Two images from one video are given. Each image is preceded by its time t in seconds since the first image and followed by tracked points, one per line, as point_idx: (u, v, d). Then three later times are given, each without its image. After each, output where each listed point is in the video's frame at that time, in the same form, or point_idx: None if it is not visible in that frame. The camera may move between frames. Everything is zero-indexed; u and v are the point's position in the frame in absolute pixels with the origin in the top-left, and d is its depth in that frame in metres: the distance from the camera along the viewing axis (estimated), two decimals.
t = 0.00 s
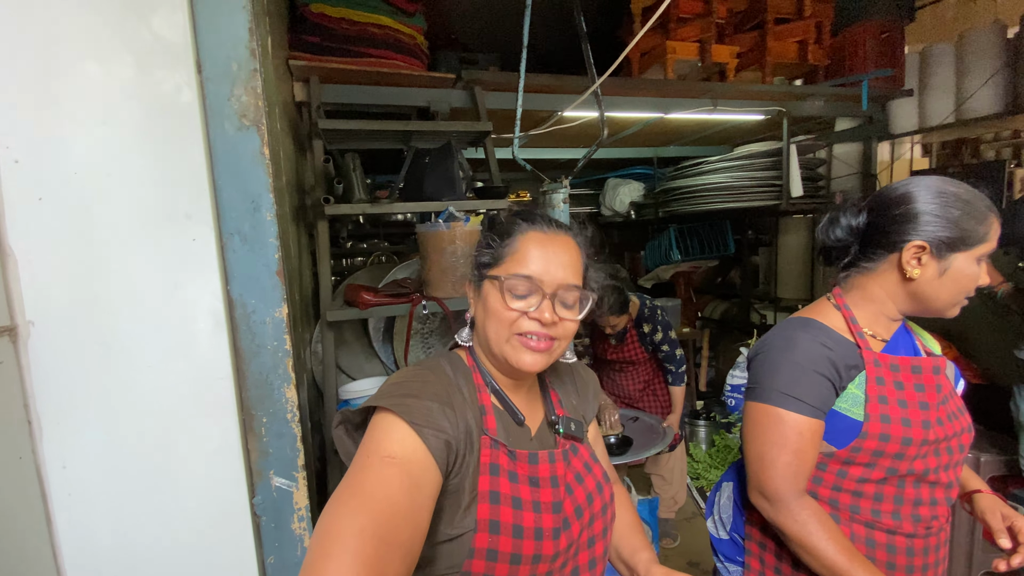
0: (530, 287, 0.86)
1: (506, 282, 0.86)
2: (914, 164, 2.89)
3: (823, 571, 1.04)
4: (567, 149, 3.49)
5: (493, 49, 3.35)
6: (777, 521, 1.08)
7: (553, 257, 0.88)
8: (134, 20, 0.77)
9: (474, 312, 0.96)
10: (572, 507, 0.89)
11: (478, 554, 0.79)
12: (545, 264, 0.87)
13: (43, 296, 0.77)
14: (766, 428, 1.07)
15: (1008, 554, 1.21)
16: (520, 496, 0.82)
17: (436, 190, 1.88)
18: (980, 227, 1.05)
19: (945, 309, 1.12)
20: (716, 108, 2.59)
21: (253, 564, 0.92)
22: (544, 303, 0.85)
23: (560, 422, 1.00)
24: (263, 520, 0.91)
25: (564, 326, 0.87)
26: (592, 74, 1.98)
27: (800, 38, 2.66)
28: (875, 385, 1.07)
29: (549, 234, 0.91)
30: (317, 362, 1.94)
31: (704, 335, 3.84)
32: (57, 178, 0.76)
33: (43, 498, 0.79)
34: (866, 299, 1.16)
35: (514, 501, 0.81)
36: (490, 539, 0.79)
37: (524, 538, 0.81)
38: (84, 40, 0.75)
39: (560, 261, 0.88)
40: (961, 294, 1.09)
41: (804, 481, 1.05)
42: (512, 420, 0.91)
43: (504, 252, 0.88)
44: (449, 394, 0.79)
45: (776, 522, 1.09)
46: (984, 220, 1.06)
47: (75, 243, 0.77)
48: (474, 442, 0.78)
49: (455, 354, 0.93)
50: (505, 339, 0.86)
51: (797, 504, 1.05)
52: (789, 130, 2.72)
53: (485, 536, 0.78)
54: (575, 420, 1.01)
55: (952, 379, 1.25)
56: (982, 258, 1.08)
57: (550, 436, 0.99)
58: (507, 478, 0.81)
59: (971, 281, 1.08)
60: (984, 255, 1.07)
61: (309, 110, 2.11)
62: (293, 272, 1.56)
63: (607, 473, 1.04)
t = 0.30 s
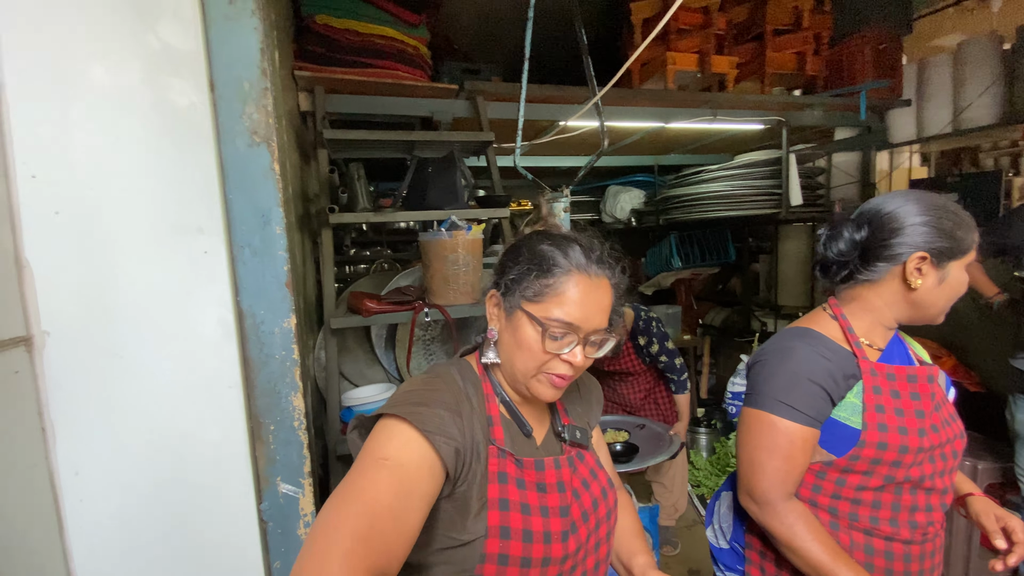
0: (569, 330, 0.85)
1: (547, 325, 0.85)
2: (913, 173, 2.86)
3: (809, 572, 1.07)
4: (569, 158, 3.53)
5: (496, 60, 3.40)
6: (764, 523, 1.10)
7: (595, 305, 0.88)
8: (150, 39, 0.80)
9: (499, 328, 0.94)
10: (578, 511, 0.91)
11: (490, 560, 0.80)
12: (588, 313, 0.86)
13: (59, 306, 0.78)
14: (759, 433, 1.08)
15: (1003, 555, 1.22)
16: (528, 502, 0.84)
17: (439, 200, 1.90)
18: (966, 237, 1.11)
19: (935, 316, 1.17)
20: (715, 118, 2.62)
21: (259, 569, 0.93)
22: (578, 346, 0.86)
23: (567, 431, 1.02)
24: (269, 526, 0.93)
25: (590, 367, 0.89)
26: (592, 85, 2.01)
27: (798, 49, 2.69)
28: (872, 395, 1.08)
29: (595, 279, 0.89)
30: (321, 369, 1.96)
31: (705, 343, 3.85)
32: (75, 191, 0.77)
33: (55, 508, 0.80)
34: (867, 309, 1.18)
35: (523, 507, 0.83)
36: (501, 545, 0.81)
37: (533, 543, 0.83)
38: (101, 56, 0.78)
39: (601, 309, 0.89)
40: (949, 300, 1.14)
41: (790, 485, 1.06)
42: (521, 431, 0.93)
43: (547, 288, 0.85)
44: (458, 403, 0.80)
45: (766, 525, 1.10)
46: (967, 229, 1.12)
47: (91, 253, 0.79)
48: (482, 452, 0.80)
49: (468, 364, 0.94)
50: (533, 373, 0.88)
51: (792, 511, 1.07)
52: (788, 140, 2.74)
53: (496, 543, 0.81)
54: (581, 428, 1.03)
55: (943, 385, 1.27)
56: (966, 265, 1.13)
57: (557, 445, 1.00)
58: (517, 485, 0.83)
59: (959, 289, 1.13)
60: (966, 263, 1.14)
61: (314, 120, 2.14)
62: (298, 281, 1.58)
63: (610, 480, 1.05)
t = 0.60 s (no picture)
0: (570, 326, 0.85)
1: (548, 323, 0.84)
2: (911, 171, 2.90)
3: (807, 566, 1.06)
4: (567, 156, 3.53)
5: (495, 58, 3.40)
6: (757, 519, 1.10)
7: (596, 301, 0.87)
8: (139, 31, 0.79)
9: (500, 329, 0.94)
10: (587, 507, 0.92)
11: (505, 560, 0.81)
12: (589, 310, 0.86)
13: (48, 301, 0.78)
14: (750, 428, 1.09)
15: (1007, 548, 1.21)
16: (540, 501, 0.84)
17: (437, 197, 1.90)
18: (954, 231, 1.11)
19: (930, 310, 1.16)
20: (713, 116, 2.61)
21: (252, 567, 0.93)
22: (581, 342, 0.85)
23: (570, 428, 1.02)
24: (261, 523, 0.92)
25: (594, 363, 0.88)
26: (590, 83, 2.00)
27: (796, 47, 2.70)
28: (864, 390, 1.08)
29: (594, 274, 0.89)
30: (317, 366, 1.96)
31: (702, 341, 3.86)
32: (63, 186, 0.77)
33: (44, 501, 0.80)
34: (859, 305, 1.17)
35: (535, 507, 0.83)
36: (515, 545, 0.81)
37: (546, 541, 0.83)
38: (93, 50, 0.77)
39: (602, 305, 0.88)
40: (944, 295, 1.13)
41: (782, 479, 1.06)
42: (527, 431, 0.93)
43: (547, 285, 0.85)
44: (467, 408, 0.80)
45: (756, 520, 1.11)
46: (954, 224, 1.12)
47: (80, 248, 0.79)
48: (494, 451, 0.81)
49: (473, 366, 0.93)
50: (538, 371, 0.87)
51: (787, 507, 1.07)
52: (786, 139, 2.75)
53: (510, 544, 0.81)
54: (583, 425, 1.03)
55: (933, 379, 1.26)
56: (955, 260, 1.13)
57: (559, 443, 1.01)
58: (528, 486, 0.83)
59: (951, 284, 1.13)
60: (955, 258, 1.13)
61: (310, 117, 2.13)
62: (294, 279, 1.57)
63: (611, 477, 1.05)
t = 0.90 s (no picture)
0: (561, 309, 0.85)
1: (537, 305, 0.84)
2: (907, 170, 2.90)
3: (798, 566, 1.06)
4: (565, 153, 3.53)
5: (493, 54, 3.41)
6: (752, 519, 1.10)
7: (586, 284, 0.87)
8: (133, 24, 0.79)
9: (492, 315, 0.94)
10: (579, 504, 0.92)
11: (487, 549, 0.83)
12: (579, 292, 0.86)
13: (44, 296, 0.78)
14: (740, 427, 1.09)
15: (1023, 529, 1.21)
16: (523, 493, 0.85)
17: (434, 195, 1.90)
18: (935, 225, 1.10)
19: (913, 307, 1.16)
20: (711, 113, 2.61)
21: (248, 563, 0.93)
22: (572, 326, 0.85)
23: (570, 424, 1.01)
24: (258, 520, 0.92)
25: (585, 347, 0.88)
26: (588, 80, 1.99)
27: (794, 45, 2.70)
28: (852, 386, 1.09)
29: (583, 257, 0.89)
30: (314, 364, 1.96)
31: (700, 339, 3.86)
32: (57, 181, 0.77)
33: (40, 497, 0.80)
34: (841, 303, 1.18)
35: (518, 497, 0.84)
36: (497, 534, 0.83)
37: (529, 532, 0.84)
38: (86, 44, 0.77)
39: (592, 287, 0.87)
40: (925, 291, 1.13)
41: (774, 476, 1.06)
42: (516, 424, 0.92)
43: (537, 268, 0.85)
44: (445, 396, 0.81)
45: (751, 520, 1.11)
46: (938, 219, 1.10)
47: (74, 243, 0.78)
48: (476, 441, 0.82)
49: (463, 357, 0.94)
50: (528, 355, 0.87)
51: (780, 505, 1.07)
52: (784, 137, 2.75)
53: (492, 532, 0.82)
54: (585, 420, 1.02)
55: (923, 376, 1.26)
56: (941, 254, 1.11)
57: (558, 436, 1.01)
58: (512, 475, 0.84)
59: (933, 279, 1.12)
60: (943, 251, 1.11)
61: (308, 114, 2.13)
62: (291, 276, 1.56)
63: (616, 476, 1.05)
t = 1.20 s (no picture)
0: (545, 280, 0.95)
1: (523, 278, 0.96)
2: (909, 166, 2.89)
3: (798, 562, 1.05)
4: (565, 150, 3.52)
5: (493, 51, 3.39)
6: (752, 516, 1.10)
7: (562, 251, 0.97)
8: (131, 18, 0.78)
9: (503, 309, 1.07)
10: (586, 499, 0.94)
11: (489, 528, 0.89)
12: (557, 257, 0.96)
13: (41, 292, 0.77)
14: (735, 424, 1.09)
15: None
16: (527, 480, 0.90)
17: (434, 191, 1.88)
18: (925, 220, 1.08)
19: (906, 304, 1.14)
20: (712, 110, 2.60)
21: (249, 561, 0.92)
22: (556, 293, 0.94)
23: (589, 423, 1.01)
24: (259, 518, 0.92)
25: (577, 315, 0.94)
26: (589, 75, 1.97)
27: (796, 40, 2.67)
28: (844, 380, 1.08)
29: (560, 231, 1.01)
30: (315, 361, 1.95)
31: (701, 336, 3.85)
32: (54, 176, 0.76)
33: (39, 495, 0.80)
34: (832, 299, 1.19)
35: (521, 484, 0.90)
36: (499, 515, 0.89)
37: (530, 517, 0.89)
38: (83, 38, 0.76)
39: (570, 253, 0.97)
40: (916, 288, 1.10)
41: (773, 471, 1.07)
42: (530, 414, 0.97)
43: (522, 249, 0.99)
44: (460, 382, 0.90)
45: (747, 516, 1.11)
46: (930, 215, 1.09)
47: (72, 239, 0.78)
48: (487, 428, 0.90)
49: (485, 348, 1.03)
50: (525, 331, 0.95)
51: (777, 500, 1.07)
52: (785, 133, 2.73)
53: (494, 513, 0.89)
54: (605, 421, 1.02)
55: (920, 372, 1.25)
56: (934, 250, 1.09)
57: (576, 435, 1.01)
58: (518, 462, 0.90)
59: (927, 275, 1.10)
60: (938, 246, 1.09)
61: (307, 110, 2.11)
62: (291, 274, 1.55)
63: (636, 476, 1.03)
